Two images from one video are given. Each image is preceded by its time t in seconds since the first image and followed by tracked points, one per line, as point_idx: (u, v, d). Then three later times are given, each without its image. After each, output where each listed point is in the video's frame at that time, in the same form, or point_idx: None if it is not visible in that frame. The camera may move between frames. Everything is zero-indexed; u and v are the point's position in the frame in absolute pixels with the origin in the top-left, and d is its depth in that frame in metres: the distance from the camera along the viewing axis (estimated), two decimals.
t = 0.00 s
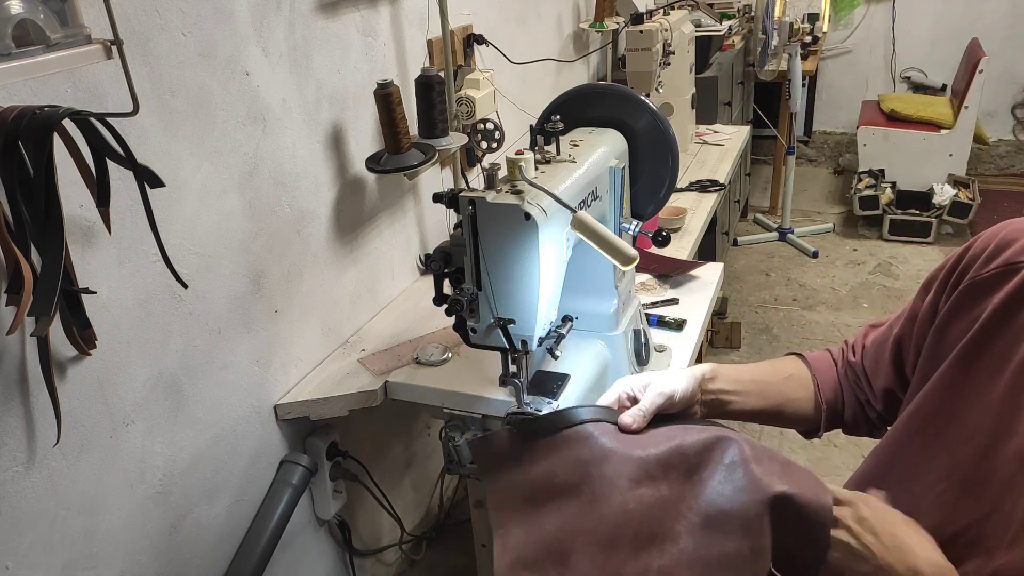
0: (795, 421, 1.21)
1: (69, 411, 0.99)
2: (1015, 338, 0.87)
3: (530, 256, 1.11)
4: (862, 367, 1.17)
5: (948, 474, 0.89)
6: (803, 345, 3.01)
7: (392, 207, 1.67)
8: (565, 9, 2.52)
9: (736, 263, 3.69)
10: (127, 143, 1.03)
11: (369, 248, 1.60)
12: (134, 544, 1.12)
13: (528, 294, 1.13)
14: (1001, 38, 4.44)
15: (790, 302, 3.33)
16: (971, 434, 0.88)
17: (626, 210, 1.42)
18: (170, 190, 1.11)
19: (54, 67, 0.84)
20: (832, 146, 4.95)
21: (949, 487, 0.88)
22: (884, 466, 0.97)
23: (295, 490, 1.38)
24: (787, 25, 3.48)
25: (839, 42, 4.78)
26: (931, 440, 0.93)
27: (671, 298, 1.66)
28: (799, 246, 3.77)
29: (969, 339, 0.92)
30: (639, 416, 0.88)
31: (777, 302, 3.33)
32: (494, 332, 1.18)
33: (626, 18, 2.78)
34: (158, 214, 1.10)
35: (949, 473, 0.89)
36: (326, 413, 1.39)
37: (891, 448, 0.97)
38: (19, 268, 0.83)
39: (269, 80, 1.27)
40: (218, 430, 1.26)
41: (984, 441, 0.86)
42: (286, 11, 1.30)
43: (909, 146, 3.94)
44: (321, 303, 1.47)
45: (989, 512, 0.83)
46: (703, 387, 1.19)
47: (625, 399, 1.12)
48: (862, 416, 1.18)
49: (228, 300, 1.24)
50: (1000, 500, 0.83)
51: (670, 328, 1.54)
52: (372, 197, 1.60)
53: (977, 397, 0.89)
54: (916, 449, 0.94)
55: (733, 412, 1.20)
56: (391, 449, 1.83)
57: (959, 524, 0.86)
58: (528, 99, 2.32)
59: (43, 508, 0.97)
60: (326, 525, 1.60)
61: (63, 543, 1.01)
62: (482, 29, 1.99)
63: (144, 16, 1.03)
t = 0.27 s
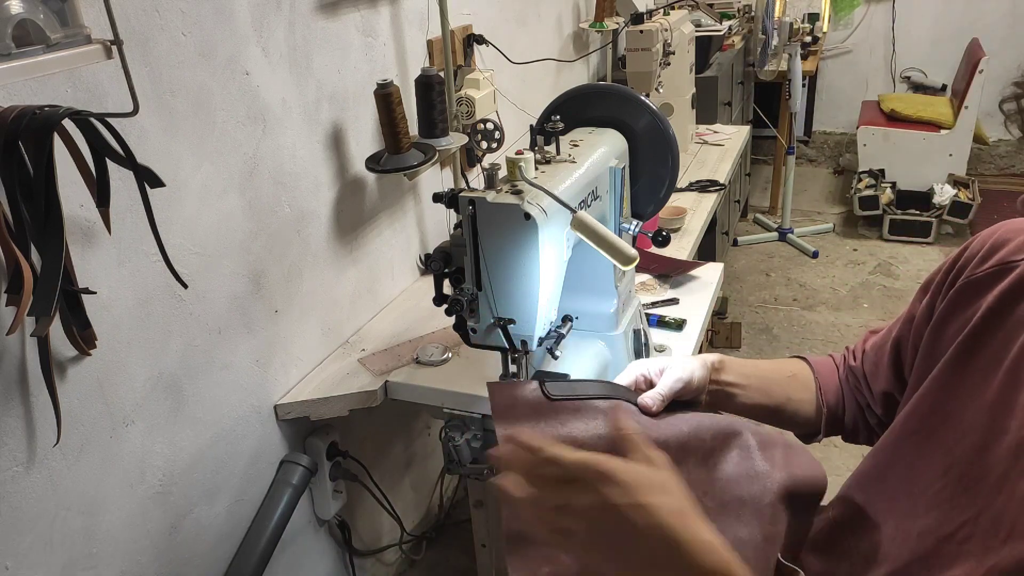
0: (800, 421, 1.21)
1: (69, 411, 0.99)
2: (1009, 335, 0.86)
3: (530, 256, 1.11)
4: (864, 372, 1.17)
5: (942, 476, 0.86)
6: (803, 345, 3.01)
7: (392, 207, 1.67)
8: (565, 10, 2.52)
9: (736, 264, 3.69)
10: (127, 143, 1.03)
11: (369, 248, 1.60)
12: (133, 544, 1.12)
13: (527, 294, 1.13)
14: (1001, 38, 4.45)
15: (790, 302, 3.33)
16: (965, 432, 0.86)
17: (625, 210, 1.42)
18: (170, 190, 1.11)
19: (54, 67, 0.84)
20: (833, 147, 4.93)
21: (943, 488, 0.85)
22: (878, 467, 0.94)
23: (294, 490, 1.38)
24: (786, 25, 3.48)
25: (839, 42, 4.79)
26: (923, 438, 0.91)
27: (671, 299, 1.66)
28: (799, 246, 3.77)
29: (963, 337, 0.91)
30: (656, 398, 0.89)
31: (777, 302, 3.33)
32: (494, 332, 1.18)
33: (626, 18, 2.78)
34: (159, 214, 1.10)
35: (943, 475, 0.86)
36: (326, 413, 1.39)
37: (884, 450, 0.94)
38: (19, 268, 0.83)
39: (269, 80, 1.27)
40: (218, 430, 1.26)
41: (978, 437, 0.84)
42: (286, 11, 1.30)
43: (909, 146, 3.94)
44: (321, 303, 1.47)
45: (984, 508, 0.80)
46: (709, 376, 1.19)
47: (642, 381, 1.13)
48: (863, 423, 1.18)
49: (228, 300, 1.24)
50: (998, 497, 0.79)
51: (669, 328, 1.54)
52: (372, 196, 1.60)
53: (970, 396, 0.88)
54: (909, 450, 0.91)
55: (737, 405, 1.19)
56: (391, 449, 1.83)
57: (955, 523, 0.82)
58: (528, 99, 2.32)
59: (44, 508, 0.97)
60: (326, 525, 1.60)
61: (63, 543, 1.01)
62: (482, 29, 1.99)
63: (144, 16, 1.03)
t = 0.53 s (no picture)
0: (814, 423, 1.22)
1: (69, 410, 0.99)
2: (989, 332, 0.88)
3: (530, 256, 1.11)
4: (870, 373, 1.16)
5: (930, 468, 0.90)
6: (803, 345, 3.01)
7: (392, 207, 1.67)
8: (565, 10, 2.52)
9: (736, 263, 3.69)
10: (127, 143, 1.03)
11: (369, 248, 1.60)
12: (133, 544, 1.12)
13: (527, 293, 1.13)
14: (1001, 38, 4.44)
15: (790, 302, 3.32)
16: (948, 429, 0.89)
17: (626, 210, 1.42)
18: (170, 190, 1.11)
19: (54, 68, 0.84)
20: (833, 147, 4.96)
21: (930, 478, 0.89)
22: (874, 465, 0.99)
23: (294, 490, 1.38)
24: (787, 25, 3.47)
25: (839, 42, 4.79)
26: (914, 436, 0.94)
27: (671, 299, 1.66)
28: (799, 246, 3.77)
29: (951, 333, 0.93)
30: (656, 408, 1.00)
31: (777, 302, 3.33)
32: (494, 332, 1.18)
33: (626, 18, 2.78)
34: (159, 214, 1.10)
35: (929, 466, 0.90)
36: (326, 413, 1.39)
37: (879, 449, 0.99)
38: (20, 268, 0.83)
39: (269, 80, 1.27)
40: (218, 430, 1.26)
41: (960, 430, 0.87)
42: (286, 11, 1.30)
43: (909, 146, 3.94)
44: (321, 304, 1.47)
45: (969, 503, 0.83)
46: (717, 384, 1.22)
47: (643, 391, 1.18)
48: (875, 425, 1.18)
49: (228, 300, 1.24)
50: (977, 491, 0.82)
51: (670, 328, 1.54)
52: (372, 196, 1.60)
53: (955, 391, 0.91)
54: (901, 446, 0.95)
55: (744, 410, 1.23)
56: (391, 449, 1.83)
57: (942, 518, 0.85)
58: (528, 99, 2.32)
59: (43, 508, 0.97)
60: (326, 525, 1.60)
61: (63, 544, 1.01)
62: (482, 29, 1.99)
63: (144, 16, 1.03)
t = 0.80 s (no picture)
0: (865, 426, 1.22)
1: (68, 410, 0.99)
2: (977, 328, 0.91)
3: (530, 256, 1.11)
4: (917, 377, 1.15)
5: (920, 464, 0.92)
6: (803, 345, 3.01)
7: (392, 207, 1.67)
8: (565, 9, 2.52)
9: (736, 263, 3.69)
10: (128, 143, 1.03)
11: (369, 248, 1.60)
12: (134, 544, 1.12)
13: (527, 293, 1.13)
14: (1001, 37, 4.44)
15: (790, 302, 3.32)
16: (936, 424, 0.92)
17: (626, 210, 1.41)
18: (170, 190, 1.11)
19: (54, 68, 0.84)
20: (832, 147, 4.95)
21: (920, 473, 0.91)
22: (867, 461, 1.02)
23: (295, 490, 1.38)
24: (787, 24, 3.47)
25: (839, 42, 4.78)
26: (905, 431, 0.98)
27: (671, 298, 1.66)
28: (799, 246, 3.77)
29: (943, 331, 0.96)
30: (699, 417, 1.14)
31: (777, 302, 3.33)
32: (494, 332, 1.18)
33: (626, 18, 2.78)
34: (159, 215, 1.10)
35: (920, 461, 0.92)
36: (326, 413, 1.39)
37: (873, 445, 1.02)
38: (19, 267, 0.83)
39: (268, 80, 1.27)
40: (218, 430, 1.26)
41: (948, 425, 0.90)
42: (286, 11, 1.30)
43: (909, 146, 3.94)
44: (321, 304, 1.47)
45: (959, 497, 0.86)
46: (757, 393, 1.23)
47: (687, 403, 1.23)
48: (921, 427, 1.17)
49: (228, 300, 1.24)
50: (966, 485, 0.85)
51: (669, 328, 1.54)
52: (372, 197, 1.60)
53: (945, 388, 0.93)
54: (895, 443, 0.98)
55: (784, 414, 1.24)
56: (391, 449, 1.83)
57: (934, 512, 0.89)
58: (528, 99, 2.31)
59: (44, 508, 0.97)
60: (326, 525, 1.60)
61: (63, 544, 1.01)
62: (482, 28, 1.99)
63: (144, 16, 1.03)
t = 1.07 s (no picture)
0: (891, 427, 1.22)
1: (69, 410, 0.99)
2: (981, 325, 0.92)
3: (530, 256, 1.11)
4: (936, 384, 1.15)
5: (919, 460, 0.92)
6: (803, 345, 3.01)
7: (392, 207, 1.67)
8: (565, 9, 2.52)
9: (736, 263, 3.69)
10: (127, 143, 1.03)
11: (369, 248, 1.60)
12: (134, 544, 1.12)
13: (527, 293, 1.13)
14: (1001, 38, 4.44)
15: (790, 302, 3.32)
16: (937, 420, 0.92)
17: (626, 210, 1.42)
18: (170, 190, 1.11)
19: (54, 68, 0.84)
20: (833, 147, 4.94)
21: (919, 470, 0.91)
22: (871, 459, 1.02)
23: (294, 490, 1.38)
24: (787, 24, 3.47)
25: (839, 42, 4.79)
26: (909, 429, 0.98)
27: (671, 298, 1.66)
28: (799, 246, 3.77)
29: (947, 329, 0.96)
30: (713, 416, 1.15)
31: (776, 302, 3.33)
32: (494, 332, 1.18)
33: (626, 18, 2.78)
34: (158, 215, 1.10)
35: (920, 458, 0.92)
36: (326, 413, 1.39)
37: (877, 443, 1.02)
38: (19, 268, 0.83)
39: (268, 80, 1.27)
40: (218, 430, 1.26)
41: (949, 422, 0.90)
42: (286, 11, 1.30)
43: (909, 146, 3.94)
44: (321, 304, 1.47)
45: (959, 492, 0.86)
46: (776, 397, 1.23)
47: (706, 402, 1.24)
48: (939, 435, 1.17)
49: (228, 300, 1.24)
50: (965, 479, 0.85)
51: (670, 327, 1.54)
52: (372, 197, 1.60)
53: (947, 386, 0.94)
54: (898, 441, 0.98)
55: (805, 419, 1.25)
56: (391, 449, 1.83)
57: (934, 509, 0.88)
58: (528, 99, 2.31)
59: (44, 507, 0.97)
60: (326, 525, 1.60)
61: (63, 543, 1.01)
62: (482, 29, 1.99)
63: (144, 16, 1.03)
